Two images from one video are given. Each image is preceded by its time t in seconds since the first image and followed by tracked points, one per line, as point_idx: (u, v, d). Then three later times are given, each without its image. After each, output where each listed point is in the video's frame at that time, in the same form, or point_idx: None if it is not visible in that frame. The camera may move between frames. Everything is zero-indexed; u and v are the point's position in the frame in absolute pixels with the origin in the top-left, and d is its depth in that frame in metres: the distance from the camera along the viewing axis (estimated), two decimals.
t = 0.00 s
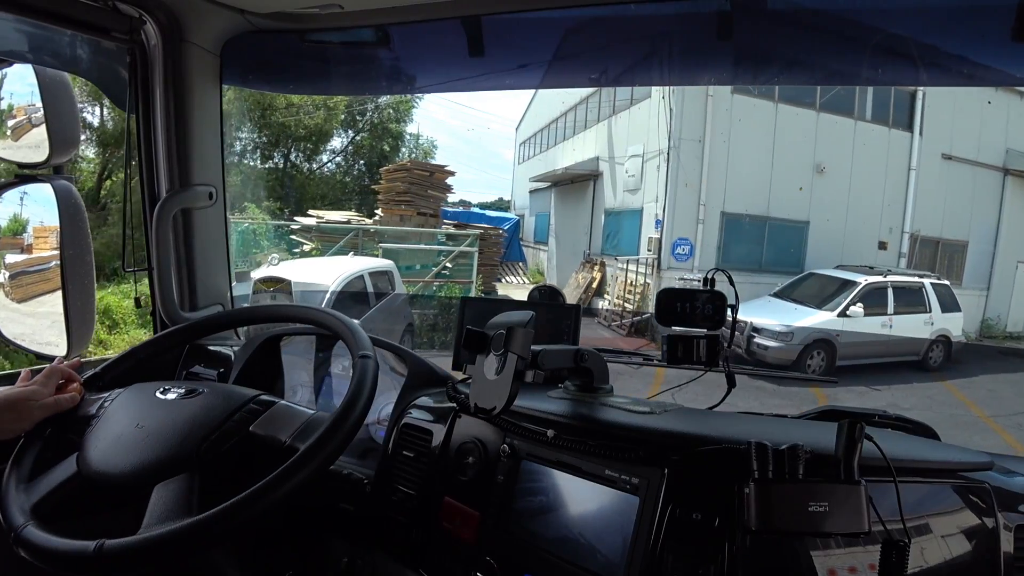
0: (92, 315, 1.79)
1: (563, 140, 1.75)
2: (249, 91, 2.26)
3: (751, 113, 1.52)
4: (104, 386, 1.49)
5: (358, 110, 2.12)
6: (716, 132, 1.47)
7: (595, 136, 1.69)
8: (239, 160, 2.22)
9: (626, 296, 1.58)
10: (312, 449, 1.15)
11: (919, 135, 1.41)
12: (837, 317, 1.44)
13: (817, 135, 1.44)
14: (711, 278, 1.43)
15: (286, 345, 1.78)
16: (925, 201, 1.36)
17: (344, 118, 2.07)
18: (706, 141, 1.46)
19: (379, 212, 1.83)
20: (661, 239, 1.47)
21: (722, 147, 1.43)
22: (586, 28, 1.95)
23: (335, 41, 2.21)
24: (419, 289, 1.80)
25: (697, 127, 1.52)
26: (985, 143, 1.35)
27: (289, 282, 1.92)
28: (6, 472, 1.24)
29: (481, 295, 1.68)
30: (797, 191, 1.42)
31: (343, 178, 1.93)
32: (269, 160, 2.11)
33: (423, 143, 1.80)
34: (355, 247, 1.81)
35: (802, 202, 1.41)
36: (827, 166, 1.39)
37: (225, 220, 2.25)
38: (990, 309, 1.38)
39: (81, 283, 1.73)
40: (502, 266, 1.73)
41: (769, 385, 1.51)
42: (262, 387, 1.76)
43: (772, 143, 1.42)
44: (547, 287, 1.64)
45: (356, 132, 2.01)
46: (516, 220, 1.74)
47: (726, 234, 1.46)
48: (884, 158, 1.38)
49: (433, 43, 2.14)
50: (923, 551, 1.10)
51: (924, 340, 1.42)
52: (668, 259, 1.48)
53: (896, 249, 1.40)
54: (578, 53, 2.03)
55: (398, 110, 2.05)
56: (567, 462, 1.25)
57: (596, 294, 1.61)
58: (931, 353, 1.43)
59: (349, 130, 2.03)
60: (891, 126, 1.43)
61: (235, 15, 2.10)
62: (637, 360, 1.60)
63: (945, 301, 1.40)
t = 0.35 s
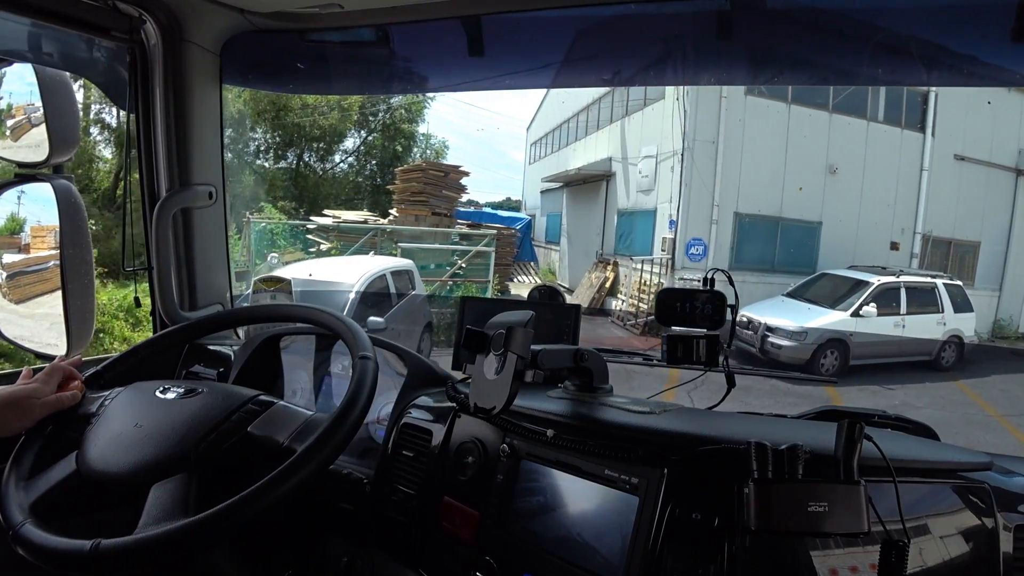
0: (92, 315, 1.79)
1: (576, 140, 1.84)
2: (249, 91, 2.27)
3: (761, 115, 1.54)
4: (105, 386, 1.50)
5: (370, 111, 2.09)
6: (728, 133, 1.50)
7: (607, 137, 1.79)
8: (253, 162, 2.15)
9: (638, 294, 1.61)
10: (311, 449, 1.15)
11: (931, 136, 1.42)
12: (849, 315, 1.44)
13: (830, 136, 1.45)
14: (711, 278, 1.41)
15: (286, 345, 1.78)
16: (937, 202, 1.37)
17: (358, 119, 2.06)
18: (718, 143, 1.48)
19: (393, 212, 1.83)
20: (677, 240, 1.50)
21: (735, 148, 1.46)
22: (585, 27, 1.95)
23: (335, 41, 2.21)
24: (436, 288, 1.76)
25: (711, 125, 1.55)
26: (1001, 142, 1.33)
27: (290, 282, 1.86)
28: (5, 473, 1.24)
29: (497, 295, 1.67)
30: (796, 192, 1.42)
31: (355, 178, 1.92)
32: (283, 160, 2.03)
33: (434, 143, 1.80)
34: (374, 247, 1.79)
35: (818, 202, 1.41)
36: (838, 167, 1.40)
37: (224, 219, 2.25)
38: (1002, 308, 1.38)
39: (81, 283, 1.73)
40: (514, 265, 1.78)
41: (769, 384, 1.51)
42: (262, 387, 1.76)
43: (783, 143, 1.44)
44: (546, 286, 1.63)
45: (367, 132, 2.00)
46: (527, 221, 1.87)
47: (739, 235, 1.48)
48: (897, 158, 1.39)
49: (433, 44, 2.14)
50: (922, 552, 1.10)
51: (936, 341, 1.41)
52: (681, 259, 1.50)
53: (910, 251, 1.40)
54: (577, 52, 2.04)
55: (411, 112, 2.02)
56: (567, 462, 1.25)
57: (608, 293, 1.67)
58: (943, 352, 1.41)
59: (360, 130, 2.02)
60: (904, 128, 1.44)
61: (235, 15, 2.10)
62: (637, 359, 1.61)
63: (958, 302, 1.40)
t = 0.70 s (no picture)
0: (92, 315, 1.79)
1: (588, 141, 1.81)
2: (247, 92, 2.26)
3: (772, 117, 1.54)
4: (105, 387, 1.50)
5: (382, 112, 2.09)
6: (741, 134, 1.49)
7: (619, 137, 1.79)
8: (267, 160, 2.08)
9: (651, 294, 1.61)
10: (312, 449, 1.15)
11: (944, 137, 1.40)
12: (862, 315, 1.41)
13: (843, 136, 1.43)
14: (711, 278, 1.42)
15: (286, 346, 1.77)
16: (949, 202, 1.36)
17: (370, 118, 2.06)
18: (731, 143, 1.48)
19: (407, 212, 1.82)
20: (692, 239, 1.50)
21: (748, 148, 1.45)
22: (585, 27, 1.95)
23: (335, 41, 2.21)
24: (452, 288, 1.74)
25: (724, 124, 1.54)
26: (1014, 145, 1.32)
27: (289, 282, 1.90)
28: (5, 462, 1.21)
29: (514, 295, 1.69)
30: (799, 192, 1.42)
31: (365, 177, 1.91)
32: (296, 160, 1.98)
33: (446, 144, 1.79)
34: (391, 247, 1.77)
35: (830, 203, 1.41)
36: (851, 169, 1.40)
37: (224, 219, 2.25)
38: (1016, 309, 1.36)
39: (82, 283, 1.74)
40: (527, 265, 1.77)
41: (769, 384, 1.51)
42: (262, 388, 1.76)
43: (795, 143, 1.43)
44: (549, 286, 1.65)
45: (378, 133, 2.00)
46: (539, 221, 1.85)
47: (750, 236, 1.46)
48: (909, 159, 1.38)
49: (433, 44, 2.15)
50: (921, 552, 1.10)
51: (948, 341, 1.38)
52: (695, 259, 1.50)
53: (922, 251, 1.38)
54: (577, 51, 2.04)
55: (424, 111, 2.00)
56: (567, 462, 1.25)
57: (621, 293, 1.67)
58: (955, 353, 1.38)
59: (371, 131, 2.02)
60: (917, 128, 1.43)
61: (235, 15, 2.10)
62: (637, 359, 1.62)
63: (971, 302, 1.37)
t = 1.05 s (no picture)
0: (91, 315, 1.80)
1: (599, 141, 1.80)
2: (246, 91, 2.27)
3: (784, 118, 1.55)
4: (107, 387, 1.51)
5: (394, 113, 2.08)
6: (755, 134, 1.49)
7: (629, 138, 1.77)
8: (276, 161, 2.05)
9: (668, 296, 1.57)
10: (313, 450, 1.15)
11: (955, 137, 1.39)
12: (876, 314, 1.39)
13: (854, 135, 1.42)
14: (710, 278, 1.42)
15: (289, 346, 1.70)
16: (962, 200, 1.33)
17: (382, 120, 2.06)
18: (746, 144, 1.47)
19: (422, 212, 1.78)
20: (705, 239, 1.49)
21: (762, 149, 1.44)
22: (585, 27, 1.95)
23: (335, 41, 2.21)
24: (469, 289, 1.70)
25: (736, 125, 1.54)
26: None
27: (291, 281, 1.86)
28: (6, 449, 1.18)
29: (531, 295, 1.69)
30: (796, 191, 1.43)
31: (377, 178, 1.89)
32: (311, 160, 1.97)
33: (457, 145, 1.81)
34: (409, 247, 1.71)
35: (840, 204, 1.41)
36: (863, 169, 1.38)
37: (224, 219, 2.24)
38: None
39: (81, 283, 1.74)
40: (541, 265, 1.73)
41: (770, 384, 1.51)
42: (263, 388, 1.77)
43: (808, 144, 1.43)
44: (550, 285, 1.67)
45: (389, 133, 2.00)
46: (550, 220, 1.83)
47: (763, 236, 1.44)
48: (920, 159, 1.37)
49: (433, 43, 2.14)
50: (920, 552, 1.10)
51: (959, 341, 1.36)
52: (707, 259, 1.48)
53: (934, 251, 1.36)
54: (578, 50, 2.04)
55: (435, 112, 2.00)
56: (567, 462, 1.25)
57: (634, 293, 1.65)
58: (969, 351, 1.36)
59: (382, 131, 2.02)
60: (929, 128, 1.42)
61: (235, 15, 2.09)
62: (637, 359, 1.63)
63: (983, 300, 1.36)
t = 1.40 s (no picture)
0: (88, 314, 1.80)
1: (614, 142, 1.80)
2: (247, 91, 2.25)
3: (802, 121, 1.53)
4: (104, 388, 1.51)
5: (410, 114, 2.03)
6: (773, 135, 1.49)
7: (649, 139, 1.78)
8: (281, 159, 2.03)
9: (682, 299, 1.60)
10: (312, 450, 1.15)
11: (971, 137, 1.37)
12: (892, 314, 1.40)
13: (870, 136, 1.42)
14: (710, 277, 1.45)
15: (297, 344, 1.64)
16: (978, 200, 1.33)
17: (399, 120, 1.99)
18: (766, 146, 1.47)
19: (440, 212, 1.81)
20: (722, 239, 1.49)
21: (781, 150, 1.44)
22: (583, 27, 1.95)
23: (333, 41, 2.20)
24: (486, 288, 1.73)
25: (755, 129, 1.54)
26: None
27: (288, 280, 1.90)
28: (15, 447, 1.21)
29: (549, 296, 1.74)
30: (795, 191, 1.43)
31: (391, 180, 1.90)
32: (328, 161, 1.93)
33: (472, 146, 1.82)
34: (432, 247, 1.75)
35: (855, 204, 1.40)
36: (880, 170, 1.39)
37: (222, 220, 2.23)
38: None
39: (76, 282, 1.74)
40: (558, 265, 1.80)
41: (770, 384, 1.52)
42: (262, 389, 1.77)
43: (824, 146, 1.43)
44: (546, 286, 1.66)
45: (408, 133, 1.97)
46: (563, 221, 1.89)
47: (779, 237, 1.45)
48: (936, 160, 1.36)
49: (432, 44, 2.14)
50: (916, 552, 1.10)
51: (975, 341, 1.38)
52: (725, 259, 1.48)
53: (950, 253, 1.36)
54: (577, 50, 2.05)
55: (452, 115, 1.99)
56: (566, 463, 1.25)
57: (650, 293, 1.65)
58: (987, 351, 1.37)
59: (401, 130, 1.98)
60: (944, 129, 1.41)
61: (233, 14, 2.09)
62: (637, 359, 1.65)
63: (1000, 301, 1.37)
